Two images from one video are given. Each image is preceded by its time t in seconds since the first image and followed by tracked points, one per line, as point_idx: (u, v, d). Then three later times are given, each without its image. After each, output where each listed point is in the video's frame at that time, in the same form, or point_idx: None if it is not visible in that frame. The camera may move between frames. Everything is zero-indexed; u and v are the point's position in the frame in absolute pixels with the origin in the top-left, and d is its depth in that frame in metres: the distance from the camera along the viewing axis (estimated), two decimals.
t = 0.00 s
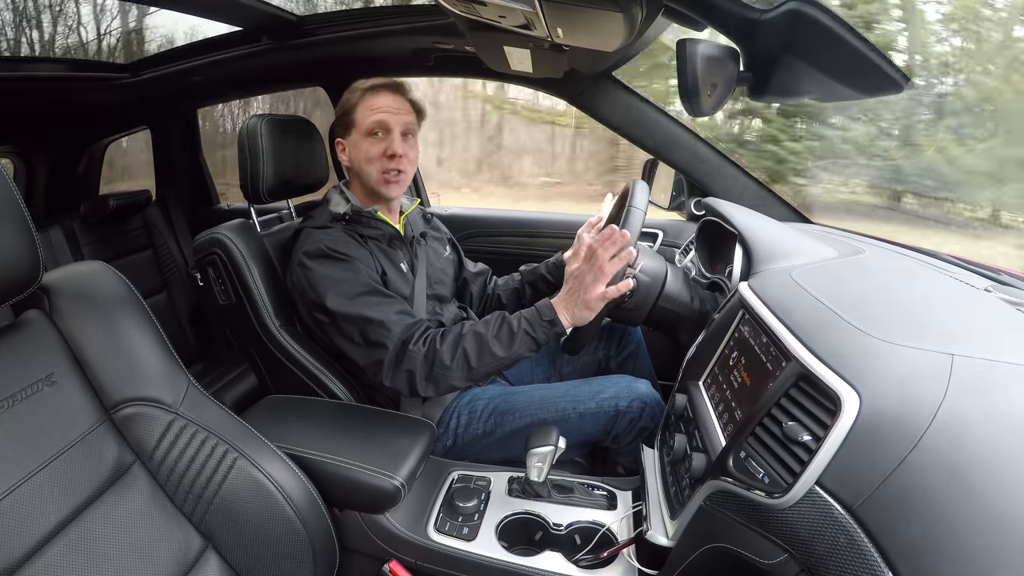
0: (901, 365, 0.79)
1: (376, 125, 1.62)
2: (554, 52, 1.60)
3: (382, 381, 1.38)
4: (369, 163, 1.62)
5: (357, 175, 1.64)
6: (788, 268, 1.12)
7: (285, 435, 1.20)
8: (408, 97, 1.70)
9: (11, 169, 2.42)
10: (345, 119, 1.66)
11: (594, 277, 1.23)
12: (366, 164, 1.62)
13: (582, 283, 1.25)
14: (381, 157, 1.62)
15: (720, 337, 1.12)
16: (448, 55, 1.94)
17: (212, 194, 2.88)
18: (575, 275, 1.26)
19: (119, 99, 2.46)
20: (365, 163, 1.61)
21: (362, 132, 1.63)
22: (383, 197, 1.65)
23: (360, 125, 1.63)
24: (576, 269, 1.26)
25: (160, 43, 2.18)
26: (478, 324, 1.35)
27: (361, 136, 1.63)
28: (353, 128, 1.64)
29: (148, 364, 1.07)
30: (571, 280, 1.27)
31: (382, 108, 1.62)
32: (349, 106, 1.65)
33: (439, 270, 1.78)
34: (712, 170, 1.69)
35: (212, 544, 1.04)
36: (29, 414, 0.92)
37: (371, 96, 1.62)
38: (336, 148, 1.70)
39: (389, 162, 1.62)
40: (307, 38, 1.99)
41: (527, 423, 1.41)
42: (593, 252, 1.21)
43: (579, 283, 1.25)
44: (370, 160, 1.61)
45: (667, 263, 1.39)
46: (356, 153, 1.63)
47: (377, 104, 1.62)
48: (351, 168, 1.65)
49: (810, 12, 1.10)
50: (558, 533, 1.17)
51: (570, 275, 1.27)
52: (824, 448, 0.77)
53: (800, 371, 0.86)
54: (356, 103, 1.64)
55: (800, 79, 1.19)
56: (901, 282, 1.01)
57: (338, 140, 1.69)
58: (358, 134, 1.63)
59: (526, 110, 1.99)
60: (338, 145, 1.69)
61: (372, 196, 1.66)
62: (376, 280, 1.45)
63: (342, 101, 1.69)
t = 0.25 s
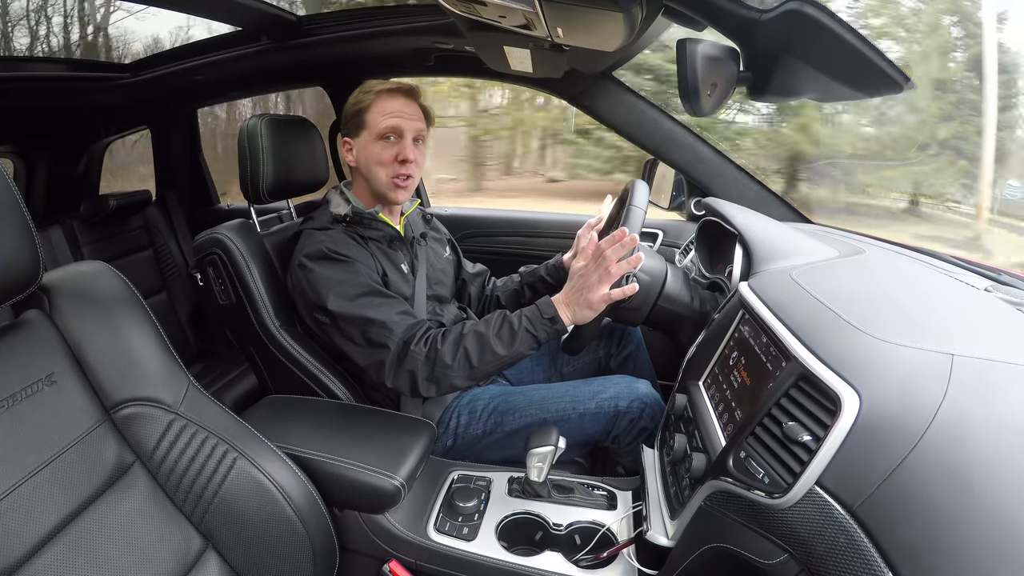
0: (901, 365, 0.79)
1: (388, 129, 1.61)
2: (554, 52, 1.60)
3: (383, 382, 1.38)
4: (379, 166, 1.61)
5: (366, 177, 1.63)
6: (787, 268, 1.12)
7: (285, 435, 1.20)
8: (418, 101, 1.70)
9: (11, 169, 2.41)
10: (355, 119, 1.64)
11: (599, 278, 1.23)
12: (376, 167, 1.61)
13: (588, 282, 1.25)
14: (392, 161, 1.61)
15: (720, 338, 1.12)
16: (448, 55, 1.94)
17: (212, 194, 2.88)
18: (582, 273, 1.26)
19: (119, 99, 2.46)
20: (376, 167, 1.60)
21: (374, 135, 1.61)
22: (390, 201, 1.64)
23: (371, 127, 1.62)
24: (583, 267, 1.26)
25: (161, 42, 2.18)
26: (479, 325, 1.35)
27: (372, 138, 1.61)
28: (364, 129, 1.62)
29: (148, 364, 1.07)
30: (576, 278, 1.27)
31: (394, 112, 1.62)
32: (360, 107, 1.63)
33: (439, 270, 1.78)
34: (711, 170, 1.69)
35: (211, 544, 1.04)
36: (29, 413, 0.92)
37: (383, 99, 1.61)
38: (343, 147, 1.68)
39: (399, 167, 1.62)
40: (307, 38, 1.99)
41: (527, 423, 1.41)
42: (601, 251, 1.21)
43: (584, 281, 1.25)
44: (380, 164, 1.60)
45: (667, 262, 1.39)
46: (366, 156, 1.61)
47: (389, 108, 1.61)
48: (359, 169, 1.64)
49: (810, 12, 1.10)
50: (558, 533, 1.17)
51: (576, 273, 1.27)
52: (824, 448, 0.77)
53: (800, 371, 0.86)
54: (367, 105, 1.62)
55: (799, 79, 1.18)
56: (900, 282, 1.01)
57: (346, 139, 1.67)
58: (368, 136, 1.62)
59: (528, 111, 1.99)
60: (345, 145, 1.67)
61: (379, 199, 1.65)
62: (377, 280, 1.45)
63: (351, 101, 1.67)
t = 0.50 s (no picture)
0: (901, 365, 0.79)
1: (399, 122, 1.63)
2: (554, 52, 1.60)
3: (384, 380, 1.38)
4: (394, 159, 1.61)
5: (379, 172, 1.61)
6: (787, 268, 1.12)
7: (285, 435, 1.20)
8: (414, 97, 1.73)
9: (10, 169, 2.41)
10: (359, 116, 1.62)
11: (601, 279, 1.23)
12: (391, 160, 1.61)
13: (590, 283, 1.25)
14: (406, 153, 1.63)
15: (720, 338, 1.12)
16: (447, 55, 1.94)
17: (212, 194, 2.88)
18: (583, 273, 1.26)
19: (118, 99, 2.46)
20: (390, 160, 1.61)
21: (384, 129, 1.62)
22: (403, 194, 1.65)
23: (381, 122, 1.62)
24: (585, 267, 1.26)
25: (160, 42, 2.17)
26: (479, 323, 1.35)
27: (383, 132, 1.61)
28: (372, 124, 1.62)
29: (148, 364, 1.07)
30: (578, 278, 1.27)
31: (401, 105, 1.64)
32: (364, 103, 1.63)
33: (438, 270, 1.78)
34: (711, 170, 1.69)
35: (211, 544, 1.04)
36: (30, 414, 0.92)
37: (389, 94, 1.63)
38: (345, 144, 1.64)
39: (412, 158, 1.64)
40: (307, 37, 1.99)
41: (527, 424, 1.41)
42: (602, 253, 1.20)
43: (586, 282, 1.25)
44: (395, 156, 1.61)
45: (667, 262, 1.38)
46: (378, 150, 1.61)
47: (396, 102, 1.64)
48: (369, 165, 1.62)
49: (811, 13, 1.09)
50: (558, 533, 1.17)
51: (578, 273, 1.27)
52: (824, 448, 0.77)
53: (800, 371, 0.86)
54: (373, 101, 1.62)
55: (799, 81, 1.17)
56: (900, 282, 1.01)
57: (348, 136, 1.63)
58: (379, 131, 1.61)
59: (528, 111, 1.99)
60: (348, 142, 1.63)
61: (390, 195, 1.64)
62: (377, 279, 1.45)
63: (349, 98, 1.65)
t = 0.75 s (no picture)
0: (901, 365, 0.79)
1: (415, 125, 1.63)
2: (553, 52, 1.60)
3: (385, 376, 1.38)
4: (407, 161, 1.62)
5: (392, 172, 1.62)
6: (787, 267, 1.12)
7: (285, 435, 1.20)
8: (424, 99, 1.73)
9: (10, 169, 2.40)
10: (376, 115, 1.61)
11: (604, 271, 1.24)
12: (405, 162, 1.61)
13: (593, 275, 1.25)
14: (419, 156, 1.64)
15: (720, 337, 1.12)
16: (447, 55, 1.94)
17: (212, 194, 2.88)
18: (587, 266, 1.26)
19: (118, 99, 2.46)
20: (405, 162, 1.61)
21: (401, 131, 1.61)
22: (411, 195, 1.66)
23: (398, 123, 1.61)
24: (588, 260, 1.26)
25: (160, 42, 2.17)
26: (482, 316, 1.36)
27: (400, 134, 1.61)
28: (390, 125, 1.61)
29: (148, 364, 1.07)
30: (582, 270, 1.28)
31: (418, 109, 1.64)
32: (382, 102, 1.61)
33: (439, 270, 1.78)
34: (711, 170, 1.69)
35: (211, 544, 1.04)
36: (30, 414, 0.92)
37: (409, 96, 1.63)
38: (359, 140, 1.62)
39: (425, 162, 1.65)
40: (307, 38, 1.99)
41: (527, 424, 1.41)
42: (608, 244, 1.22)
43: (590, 274, 1.26)
44: (410, 159, 1.61)
45: (667, 262, 1.38)
46: (393, 151, 1.60)
47: (414, 106, 1.64)
48: (382, 164, 1.62)
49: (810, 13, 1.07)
50: (558, 533, 1.17)
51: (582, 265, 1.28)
52: (824, 448, 0.77)
53: (800, 371, 0.86)
54: (391, 102, 1.61)
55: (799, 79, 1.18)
56: (900, 282, 1.01)
57: (363, 133, 1.62)
58: (396, 132, 1.61)
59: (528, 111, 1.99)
60: (364, 138, 1.61)
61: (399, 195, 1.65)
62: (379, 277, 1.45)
63: (364, 95, 1.64)
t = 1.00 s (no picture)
0: (901, 365, 0.79)
1: (415, 124, 1.63)
2: (553, 52, 1.60)
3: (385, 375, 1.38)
4: (409, 160, 1.62)
5: (394, 172, 1.61)
6: (787, 267, 1.12)
7: (285, 435, 1.20)
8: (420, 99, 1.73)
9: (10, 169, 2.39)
10: (376, 115, 1.61)
11: (608, 268, 1.24)
12: (407, 161, 1.62)
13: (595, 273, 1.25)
14: (420, 155, 1.64)
15: (721, 338, 1.12)
16: (447, 55, 1.94)
17: (212, 194, 2.88)
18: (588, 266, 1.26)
19: (118, 99, 2.46)
20: (407, 161, 1.61)
21: (402, 131, 1.61)
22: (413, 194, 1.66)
23: (398, 123, 1.61)
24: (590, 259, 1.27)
25: (160, 41, 2.17)
26: (482, 315, 1.36)
27: (401, 133, 1.61)
28: (390, 125, 1.61)
29: (148, 364, 1.07)
30: (583, 271, 1.27)
31: (416, 109, 1.65)
32: (381, 103, 1.61)
33: (439, 271, 1.78)
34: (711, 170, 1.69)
35: (211, 544, 1.04)
36: (30, 413, 0.91)
37: (406, 96, 1.63)
38: (359, 142, 1.61)
39: (425, 160, 1.66)
40: (307, 38, 1.99)
41: (527, 425, 1.41)
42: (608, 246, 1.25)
43: (591, 273, 1.25)
44: (412, 158, 1.62)
45: (667, 262, 1.38)
46: (394, 151, 1.60)
47: (412, 105, 1.64)
48: (384, 165, 1.61)
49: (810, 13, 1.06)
50: (558, 533, 1.17)
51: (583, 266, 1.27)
52: (824, 449, 0.77)
53: (800, 371, 0.85)
54: (390, 102, 1.61)
55: (799, 80, 1.18)
56: (900, 282, 1.01)
57: (363, 134, 1.61)
58: (397, 132, 1.61)
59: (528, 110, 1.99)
60: (364, 140, 1.61)
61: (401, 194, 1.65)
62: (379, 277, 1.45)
63: (362, 97, 1.63)
